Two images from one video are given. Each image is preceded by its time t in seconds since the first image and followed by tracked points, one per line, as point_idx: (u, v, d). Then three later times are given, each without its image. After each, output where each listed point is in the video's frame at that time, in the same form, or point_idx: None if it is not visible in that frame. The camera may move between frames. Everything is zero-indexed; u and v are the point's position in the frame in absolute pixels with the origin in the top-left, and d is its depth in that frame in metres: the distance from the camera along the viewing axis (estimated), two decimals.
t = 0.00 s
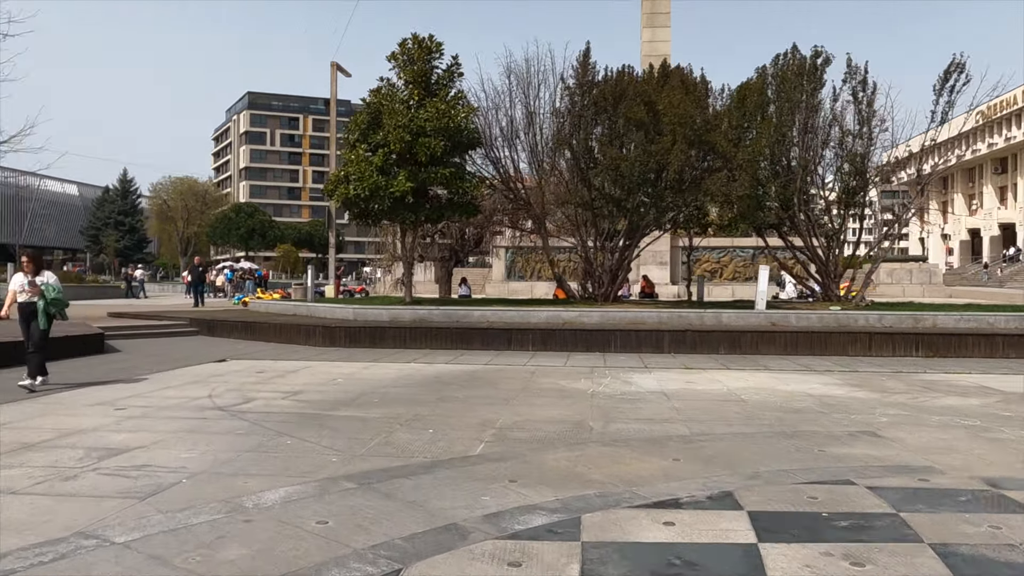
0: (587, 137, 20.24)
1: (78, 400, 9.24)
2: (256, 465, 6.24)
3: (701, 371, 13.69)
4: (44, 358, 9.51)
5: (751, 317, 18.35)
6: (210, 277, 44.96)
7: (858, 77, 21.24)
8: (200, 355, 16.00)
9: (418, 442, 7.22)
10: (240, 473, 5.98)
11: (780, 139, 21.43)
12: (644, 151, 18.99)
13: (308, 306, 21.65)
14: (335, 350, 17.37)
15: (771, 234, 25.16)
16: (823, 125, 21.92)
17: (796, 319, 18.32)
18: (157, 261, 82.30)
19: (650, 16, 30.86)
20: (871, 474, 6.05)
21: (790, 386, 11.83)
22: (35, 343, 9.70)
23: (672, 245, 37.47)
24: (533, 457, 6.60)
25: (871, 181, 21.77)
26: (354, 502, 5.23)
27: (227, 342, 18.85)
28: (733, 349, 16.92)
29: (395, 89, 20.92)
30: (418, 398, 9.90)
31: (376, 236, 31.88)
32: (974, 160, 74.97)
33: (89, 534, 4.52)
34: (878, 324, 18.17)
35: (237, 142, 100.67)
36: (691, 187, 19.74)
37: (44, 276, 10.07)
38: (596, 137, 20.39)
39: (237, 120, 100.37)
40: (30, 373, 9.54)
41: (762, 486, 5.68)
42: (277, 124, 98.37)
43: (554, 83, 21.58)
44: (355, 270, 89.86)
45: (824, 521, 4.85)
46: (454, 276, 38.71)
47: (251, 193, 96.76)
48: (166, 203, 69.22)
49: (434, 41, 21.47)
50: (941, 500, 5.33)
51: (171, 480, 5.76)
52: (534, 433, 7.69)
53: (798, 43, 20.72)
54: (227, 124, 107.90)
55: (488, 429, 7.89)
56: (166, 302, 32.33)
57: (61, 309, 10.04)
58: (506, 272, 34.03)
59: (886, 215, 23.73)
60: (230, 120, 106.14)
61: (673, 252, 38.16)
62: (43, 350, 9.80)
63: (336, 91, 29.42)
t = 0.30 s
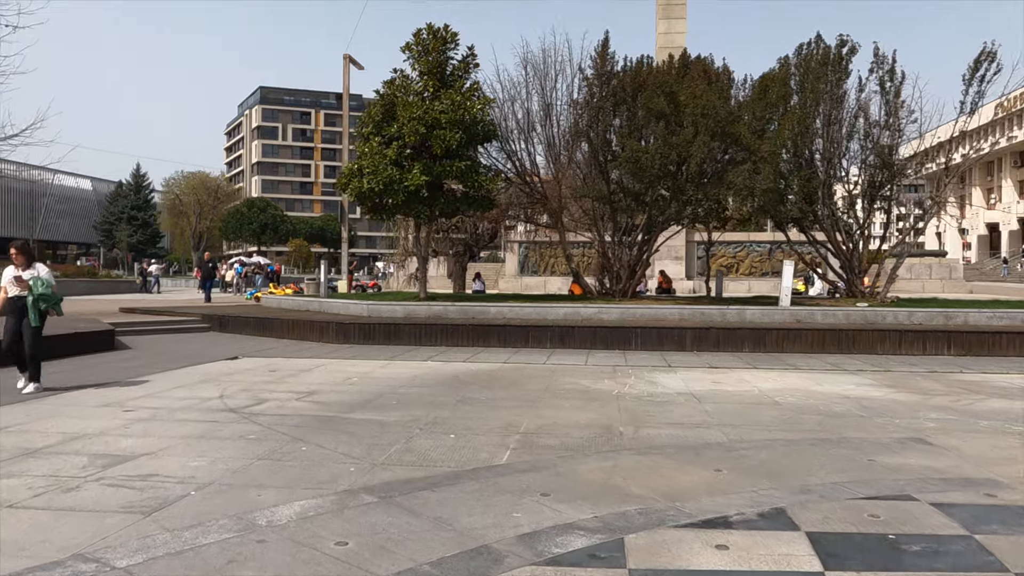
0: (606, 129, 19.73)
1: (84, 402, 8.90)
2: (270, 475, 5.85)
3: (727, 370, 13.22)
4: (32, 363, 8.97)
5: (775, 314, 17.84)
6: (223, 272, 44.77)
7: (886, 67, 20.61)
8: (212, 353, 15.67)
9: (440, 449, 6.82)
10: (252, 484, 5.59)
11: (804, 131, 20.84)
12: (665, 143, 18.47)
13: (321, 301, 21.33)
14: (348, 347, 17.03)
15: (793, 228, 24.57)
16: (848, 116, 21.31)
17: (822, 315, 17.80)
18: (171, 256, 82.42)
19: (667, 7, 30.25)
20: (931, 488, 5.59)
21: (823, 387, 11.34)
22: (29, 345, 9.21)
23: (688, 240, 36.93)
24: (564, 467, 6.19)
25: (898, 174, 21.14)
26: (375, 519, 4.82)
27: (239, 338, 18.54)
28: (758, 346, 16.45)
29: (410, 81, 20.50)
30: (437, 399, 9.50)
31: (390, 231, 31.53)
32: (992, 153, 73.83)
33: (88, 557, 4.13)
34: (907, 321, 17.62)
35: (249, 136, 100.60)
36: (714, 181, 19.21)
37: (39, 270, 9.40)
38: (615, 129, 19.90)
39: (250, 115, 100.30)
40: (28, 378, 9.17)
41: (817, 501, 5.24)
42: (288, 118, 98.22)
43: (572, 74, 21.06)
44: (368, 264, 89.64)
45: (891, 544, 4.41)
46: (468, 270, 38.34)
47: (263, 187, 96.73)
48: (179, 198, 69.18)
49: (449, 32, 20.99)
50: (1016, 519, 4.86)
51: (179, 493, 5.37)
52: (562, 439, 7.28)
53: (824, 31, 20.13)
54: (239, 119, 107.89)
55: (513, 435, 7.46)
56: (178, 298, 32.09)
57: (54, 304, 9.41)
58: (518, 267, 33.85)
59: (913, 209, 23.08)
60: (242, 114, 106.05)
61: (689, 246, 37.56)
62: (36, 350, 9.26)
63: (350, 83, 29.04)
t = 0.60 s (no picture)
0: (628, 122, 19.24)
1: (95, 403, 8.56)
2: (289, 484, 5.47)
3: (758, 371, 12.74)
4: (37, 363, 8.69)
5: (804, 311, 17.31)
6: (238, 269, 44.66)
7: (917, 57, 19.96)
8: (227, 350, 15.37)
9: (468, 455, 6.42)
10: (269, 495, 5.21)
11: (833, 123, 20.24)
12: (690, 136, 17.92)
13: (338, 298, 21.02)
14: (366, 344, 16.70)
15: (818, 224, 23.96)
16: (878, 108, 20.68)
17: (852, 313, 17.24)
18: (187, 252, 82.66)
19: None
20: (1006, 503, 5.13)
21: (862, 388, 10.85)
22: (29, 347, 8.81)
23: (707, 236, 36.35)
24: (602, 476, 5.77)
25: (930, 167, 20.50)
26: (403, 536, 4.43)
27: (256, 336, 18.25)
28: (787, 345, 15.94)
29: (428, 73, 20.07)
30: (461, 401, 9.11)
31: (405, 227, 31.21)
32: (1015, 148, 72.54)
33: None
34: (941, 319, 17.05)
35: (264, 133, 100.72)
36: (740, 174, 18.67)
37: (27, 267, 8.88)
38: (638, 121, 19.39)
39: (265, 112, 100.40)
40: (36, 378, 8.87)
41: (884, 518, 4.80)
42: (303, 115, 98.22)
43: (593, 66, 20.57)
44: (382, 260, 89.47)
45: (978, 570, 3.96)
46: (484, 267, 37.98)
47: (278, 184, 96.83)
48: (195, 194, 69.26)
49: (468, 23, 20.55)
50: None
51: (193, 504, 5.00)
52: (596, 444, 6.86)
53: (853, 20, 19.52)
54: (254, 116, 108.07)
55: (544, 440, 7.05)
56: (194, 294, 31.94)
57: (45, 304, 8.94)
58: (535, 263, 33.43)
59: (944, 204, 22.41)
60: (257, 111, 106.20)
61: (708, 243, 36.98)
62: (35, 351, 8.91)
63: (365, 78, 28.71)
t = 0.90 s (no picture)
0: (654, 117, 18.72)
1: (107, 410, 8.20)
2: (311, 503, 5.06)
3: (795, 375, 12.21)
4: None
5: (837, 312, 16.73)
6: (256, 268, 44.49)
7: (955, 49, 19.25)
8: (245, 352, 15.04)
9: (501, 469, 5.98)
10: (291, 516, 4.79)
11: (866, 117, 19.59)
12: (718, 131, 17.35)
13: (357, 298, 20.67)
14: (386, 346, 16.32)
15: (849, 222, 23.27)
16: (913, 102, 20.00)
17: (888, 314, 16.62)
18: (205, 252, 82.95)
19: None
20: None
21: (908, 394, 10.29)
22: None
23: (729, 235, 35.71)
24: (649, 495, 5.31)
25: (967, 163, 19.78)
26: (440, 567, 3.99)
27: (274, 336, 17.94)
28: (821, 347, 15.37)
29: (448, 68, 19.65)
30: (488, 408, 8.67)
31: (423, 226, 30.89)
32: None
33: None
34: (982, 321, 16.39)
35: (281, 133, 100.89)
36: (770, 171, 18.08)
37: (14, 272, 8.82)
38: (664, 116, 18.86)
39: (282, 111, 100.53)
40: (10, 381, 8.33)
41: (972, 548, 4.31)
42: (320, 115, 98.28)
43: (618, 60, 20.05)
44: (399, 259, 89.29)
45: None
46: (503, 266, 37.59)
47: (295, 183, 96.96)
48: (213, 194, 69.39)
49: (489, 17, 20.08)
50: None
51: (208, 526, 4.60)
52: (638, 457, 6.40)
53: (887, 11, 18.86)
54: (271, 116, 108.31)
55: (581, 452, 6.60)
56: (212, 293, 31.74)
57: (27, 305, 8.58)
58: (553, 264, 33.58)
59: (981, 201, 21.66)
60: (274, 111, 106.41)
61: (730, 242, 36.32)
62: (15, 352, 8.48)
63: (383, 75, 28.35)
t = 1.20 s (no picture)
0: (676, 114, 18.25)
1: (115, 417, 7.87)
2: (327, 522, 4.67)
3: (828, 379, 11.72)
4: None
5: (867, 314, 16.20)
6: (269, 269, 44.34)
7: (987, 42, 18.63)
8: (259, 354, 14.73)
9: (530, 484, 5.57)
10: (305, 536, 4.40)
11: (894, 113, 19.01)
12: (742, 126, 16.85)
13: (372, 298, 20.33)
14: (402, 347, 15.97)
15: (875, 221, 22.67)
16: (943, 97, 19.41)
17: (920, 316, 16.08)
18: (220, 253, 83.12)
19: None
20: None
21: (951, 400, 9.79)
22: None
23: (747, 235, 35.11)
24: (693, 514, 4.88)
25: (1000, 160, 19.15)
26: None
27: (288, 338, 17.63)
28: (851, 350, 14.86)
29: (465, 65, 19.28)
30: (511, 415, 8.28)
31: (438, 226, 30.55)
32: None
33: None
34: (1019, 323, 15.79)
35: (296, 134, 101.02)
36: (796, 168, 17.57)
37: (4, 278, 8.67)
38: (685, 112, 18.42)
39: (296, 113, 100.65)
40: None
41: None
42: (335, 116, 98.29)
43: (638, 56, 19.59)
44: (412, 259, 89.07)
45: None
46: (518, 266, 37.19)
47: (309, 184, 97.02)
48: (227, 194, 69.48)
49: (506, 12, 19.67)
50: None
51: (215, 548, 4.22)
52: (676, 471, 5.97)
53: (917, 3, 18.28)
54: (286, 118, 108.50)
55: (614, 464, 6.18)
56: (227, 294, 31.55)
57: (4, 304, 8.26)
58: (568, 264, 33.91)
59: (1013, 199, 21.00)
60: (289, 113, 106.57)
61: (748, 242, 35.73)
62: None
63: (398, 74, 28.02)
